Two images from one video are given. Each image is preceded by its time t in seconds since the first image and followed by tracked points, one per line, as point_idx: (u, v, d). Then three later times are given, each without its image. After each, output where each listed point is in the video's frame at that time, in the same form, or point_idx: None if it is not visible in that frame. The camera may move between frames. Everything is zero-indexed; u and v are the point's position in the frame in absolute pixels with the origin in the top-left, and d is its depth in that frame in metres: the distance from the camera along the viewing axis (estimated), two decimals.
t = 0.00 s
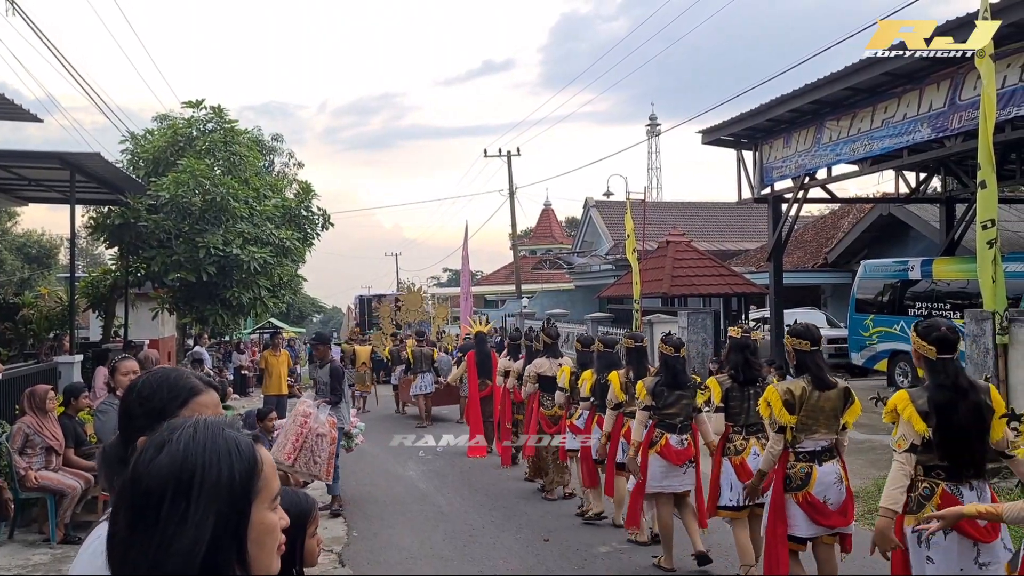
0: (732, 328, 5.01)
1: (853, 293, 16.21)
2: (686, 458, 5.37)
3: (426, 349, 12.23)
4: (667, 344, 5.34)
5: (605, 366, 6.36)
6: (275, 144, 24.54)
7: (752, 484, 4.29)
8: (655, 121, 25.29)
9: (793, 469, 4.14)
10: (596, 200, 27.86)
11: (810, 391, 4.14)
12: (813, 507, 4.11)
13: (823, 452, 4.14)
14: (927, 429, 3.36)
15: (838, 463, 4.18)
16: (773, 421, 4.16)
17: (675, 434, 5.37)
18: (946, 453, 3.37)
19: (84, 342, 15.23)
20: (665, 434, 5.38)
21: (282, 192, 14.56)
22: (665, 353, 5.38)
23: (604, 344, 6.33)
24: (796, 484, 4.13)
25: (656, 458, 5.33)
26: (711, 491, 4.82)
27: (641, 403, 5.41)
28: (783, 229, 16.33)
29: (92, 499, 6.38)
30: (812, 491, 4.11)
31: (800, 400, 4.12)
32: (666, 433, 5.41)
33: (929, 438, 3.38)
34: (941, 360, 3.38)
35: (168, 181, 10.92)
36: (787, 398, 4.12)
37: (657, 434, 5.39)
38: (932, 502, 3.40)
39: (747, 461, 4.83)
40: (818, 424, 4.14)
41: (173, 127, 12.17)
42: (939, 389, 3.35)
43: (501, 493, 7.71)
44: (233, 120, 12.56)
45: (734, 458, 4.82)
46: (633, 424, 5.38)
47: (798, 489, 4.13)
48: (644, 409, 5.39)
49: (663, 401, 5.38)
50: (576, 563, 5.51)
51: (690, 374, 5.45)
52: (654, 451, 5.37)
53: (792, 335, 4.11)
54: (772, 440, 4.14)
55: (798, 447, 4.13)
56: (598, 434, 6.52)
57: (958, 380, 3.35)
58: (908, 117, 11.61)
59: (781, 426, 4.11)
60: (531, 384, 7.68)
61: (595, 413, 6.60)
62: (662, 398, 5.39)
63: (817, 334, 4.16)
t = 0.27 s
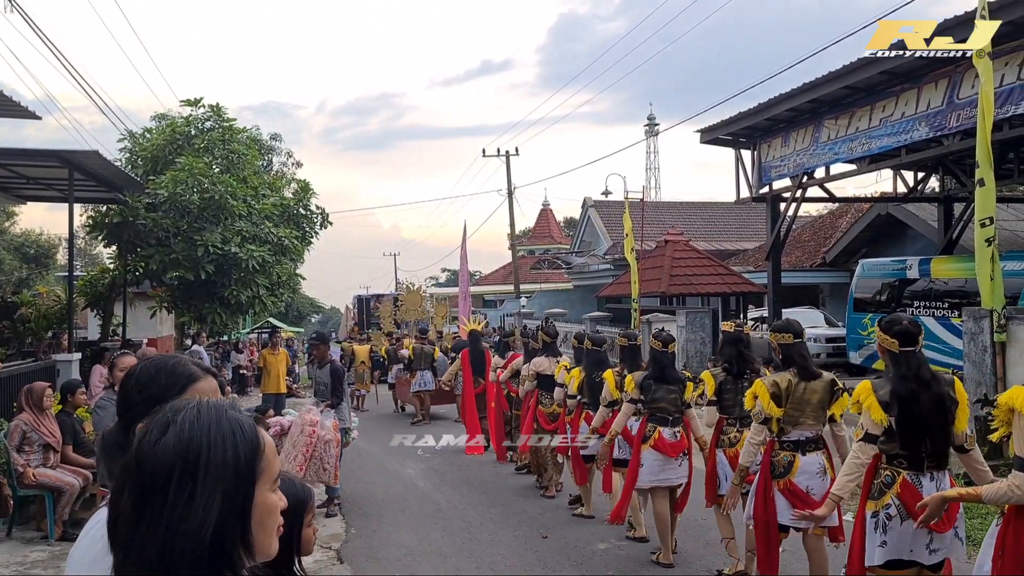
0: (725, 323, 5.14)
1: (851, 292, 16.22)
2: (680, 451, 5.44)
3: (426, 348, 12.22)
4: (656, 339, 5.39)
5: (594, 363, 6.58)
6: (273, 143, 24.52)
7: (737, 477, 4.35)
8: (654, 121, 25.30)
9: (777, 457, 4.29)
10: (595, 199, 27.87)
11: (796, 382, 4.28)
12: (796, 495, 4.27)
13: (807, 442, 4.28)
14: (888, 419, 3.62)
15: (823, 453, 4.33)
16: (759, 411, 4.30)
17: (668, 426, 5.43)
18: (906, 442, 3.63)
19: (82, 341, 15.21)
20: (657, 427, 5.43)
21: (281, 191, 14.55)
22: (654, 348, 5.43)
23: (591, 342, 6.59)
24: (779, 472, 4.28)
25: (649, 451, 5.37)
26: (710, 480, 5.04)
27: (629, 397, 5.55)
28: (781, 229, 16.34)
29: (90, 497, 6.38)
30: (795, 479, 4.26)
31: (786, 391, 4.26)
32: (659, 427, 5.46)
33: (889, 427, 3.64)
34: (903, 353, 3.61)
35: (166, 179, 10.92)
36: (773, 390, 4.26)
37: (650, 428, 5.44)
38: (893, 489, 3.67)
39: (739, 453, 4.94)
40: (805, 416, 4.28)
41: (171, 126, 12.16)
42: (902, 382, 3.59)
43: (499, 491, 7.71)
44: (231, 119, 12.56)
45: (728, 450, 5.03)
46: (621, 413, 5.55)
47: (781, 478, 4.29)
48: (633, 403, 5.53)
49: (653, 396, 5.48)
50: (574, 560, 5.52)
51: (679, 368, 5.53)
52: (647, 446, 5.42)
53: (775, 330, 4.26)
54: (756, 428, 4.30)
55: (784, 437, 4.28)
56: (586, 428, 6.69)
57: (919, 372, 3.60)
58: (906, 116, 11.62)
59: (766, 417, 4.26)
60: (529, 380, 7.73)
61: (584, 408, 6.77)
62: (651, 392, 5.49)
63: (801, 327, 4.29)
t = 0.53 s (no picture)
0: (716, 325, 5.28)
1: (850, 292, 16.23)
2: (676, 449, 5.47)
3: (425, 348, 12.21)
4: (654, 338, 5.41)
5: (583, 362, 6.61)
6: (272, 143, 24.51)
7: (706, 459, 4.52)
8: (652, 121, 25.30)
9: (752, 454, 4.50)
10: (593, 199, 27.87)
11: (772, 383, 4.47)
12: (770, 492, 4.42)
13: (781, 440, 4.46)
14: (866, 416, 3.76)
15: (797, 451, 4.50)
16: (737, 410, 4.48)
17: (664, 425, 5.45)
18: (884, 439, 3.77)
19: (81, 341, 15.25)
20: (654, 426, 5.45)
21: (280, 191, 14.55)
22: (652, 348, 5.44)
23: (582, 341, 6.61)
24: (754, 469, 4.48)
25: (647, 450, 5.41)
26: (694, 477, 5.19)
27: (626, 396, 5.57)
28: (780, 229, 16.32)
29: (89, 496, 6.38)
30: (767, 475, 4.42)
31: (763, 392, 4.46)
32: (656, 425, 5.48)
33: (867, 423, 3.78)
34: (883, 351, 3.75)
35: (165, 179, 10.90)
36: (752, 392, 4.46)
37: (647, 427, 5.46)
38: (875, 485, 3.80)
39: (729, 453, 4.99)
40: (782, 417, 4.44)
41: (170, 126, 12.15)
42: (881, 379, 3.74)
43: (498, 491, 7.71)
44: (230, 119, 12.56)
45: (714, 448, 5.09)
46: (617, 411, 5.64)
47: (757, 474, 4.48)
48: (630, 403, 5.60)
49: (649, 395, 5.47)
50: (574, 560, 5.54)
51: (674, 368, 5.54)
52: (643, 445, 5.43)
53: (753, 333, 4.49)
54: (736, 427, 4.45)
55: (760, 435, 4.48)
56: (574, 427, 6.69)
57: (899, 370, 3.74)
58: (904, 116, 11.64)
59: (745, 417, 4.43)
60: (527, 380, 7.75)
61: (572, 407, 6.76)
62: (647, 392, 5.49)
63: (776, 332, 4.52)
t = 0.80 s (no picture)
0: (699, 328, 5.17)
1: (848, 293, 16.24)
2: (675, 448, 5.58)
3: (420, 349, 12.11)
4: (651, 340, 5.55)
5: (579, 362, 6.63)
6: (270, 144, 24.48)
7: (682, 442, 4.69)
8: (651, 122, 25.31)
9: (732, 450, 4.61)
10: (592, 200, 27.89)
11: (754, 383, 4.59)
12: (745, 487, 4.53)
13: (762, 438, 4.59)
14: (857, 415, 3.81)
15: (774, 450, 4.62)
16: (718, 409, 4.58)
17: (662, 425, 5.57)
18: (876, 438, 3.82)
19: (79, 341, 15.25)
20: (652, 427, 5.57)
21: (278, 192, 14.54)
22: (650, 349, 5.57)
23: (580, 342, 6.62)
24: (733, 464, 4.59)
25: (648, 451, 5.53)
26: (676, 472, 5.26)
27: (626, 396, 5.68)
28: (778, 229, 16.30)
29: (88, 497, 6.37)
30: (746, 472, 4.54)
31: (746, 391, 4.56)
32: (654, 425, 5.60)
33: (859, 422, 3.83)
34: (873, 351, 3.79)
35: (164, 179, 10.89)
36: (735, 391, 4.55)
37: (646, 427, 5.57)
38: (867, 483, 3.87)
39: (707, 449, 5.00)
40: (763, 414, 4.59)
41: (169, 126, 12.14)
42: (872, 379, 3.77)
43: (497, 492, 7.71)
44: (229, 119, 12.55)
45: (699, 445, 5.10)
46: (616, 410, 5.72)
47: (735, 469, 4.59)
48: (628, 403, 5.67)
49: (648, 396, 5.63)
50: (573, 560, 5.54)
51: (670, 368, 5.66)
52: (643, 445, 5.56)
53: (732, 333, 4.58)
54: (716, 427, 4.57)
55: (741, 432, 4.59)
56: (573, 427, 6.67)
57: (889, 370, 3.78)
58: (903, 117, 11.65)
59: (727, 416, 4.53)
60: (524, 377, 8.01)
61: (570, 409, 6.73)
62: (647, 392, 5.63)
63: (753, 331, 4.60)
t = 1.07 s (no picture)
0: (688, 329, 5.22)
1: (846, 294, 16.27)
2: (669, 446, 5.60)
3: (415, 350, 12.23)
4: (643, 342, 5.65)
5: (581, 362, 6.62)
6: (269, 144, 24.46)
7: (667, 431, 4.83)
8: (649, 123, 25.32)
9: (723, 448, 4.63)
10: (590, 201, 27.90)
11: (741, 379, 4.64)
12: (736, 483, 4.56)
13: (751, 435, 4.64)
14: (849, 418, 3.82)
15: (762, 446, 4.67)
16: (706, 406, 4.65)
17: (656, 423, 5.61)
18: (866, 439, 3.84)
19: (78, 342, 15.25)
20: (647, 424, 5.62)
21: (277, 192, 14.54)
22: (643, 350, 5.66)
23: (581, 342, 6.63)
24: (725, 461, 4.61)
25: (642, 448, 5.59)
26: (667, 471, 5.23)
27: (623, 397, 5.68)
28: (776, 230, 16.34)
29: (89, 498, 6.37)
30: (737, 468, 4.57)
31: (732, 387, 4.62)
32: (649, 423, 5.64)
33: (850, 425, 3.84)
34: (871, 355, 3.83)
35: (164, 180, 10.89)
36: (720, 386, 4.62)
37: (640, 425, 5.63)
38: (854, 481, 3.90)
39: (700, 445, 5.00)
40: (749, 410, 4.63)
41: (168, 127, 12.13)
42: (866, 381, 3.82)
43: (496, 492, 7.72)
44: (228, 120, 12.55)
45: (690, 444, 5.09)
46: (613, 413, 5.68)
47: (726, 466, 4.61)
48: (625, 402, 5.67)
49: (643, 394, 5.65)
50: (573, 560, 5.55)
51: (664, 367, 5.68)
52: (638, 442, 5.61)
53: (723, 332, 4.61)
54: (703, 423, 4.65)
55: (729, 429, 4.64)
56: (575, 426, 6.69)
57: (884, 373, 3.84)
58: (901, 118, 11.68)
59: (712, 410, 4.61)
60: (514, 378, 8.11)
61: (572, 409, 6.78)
62: (642, 391, 5.66)
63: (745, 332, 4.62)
